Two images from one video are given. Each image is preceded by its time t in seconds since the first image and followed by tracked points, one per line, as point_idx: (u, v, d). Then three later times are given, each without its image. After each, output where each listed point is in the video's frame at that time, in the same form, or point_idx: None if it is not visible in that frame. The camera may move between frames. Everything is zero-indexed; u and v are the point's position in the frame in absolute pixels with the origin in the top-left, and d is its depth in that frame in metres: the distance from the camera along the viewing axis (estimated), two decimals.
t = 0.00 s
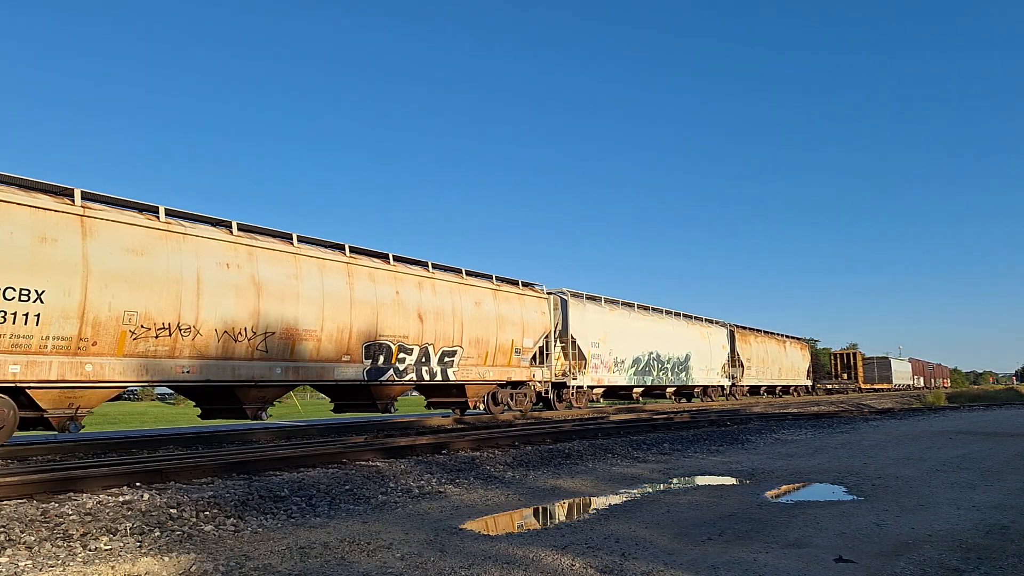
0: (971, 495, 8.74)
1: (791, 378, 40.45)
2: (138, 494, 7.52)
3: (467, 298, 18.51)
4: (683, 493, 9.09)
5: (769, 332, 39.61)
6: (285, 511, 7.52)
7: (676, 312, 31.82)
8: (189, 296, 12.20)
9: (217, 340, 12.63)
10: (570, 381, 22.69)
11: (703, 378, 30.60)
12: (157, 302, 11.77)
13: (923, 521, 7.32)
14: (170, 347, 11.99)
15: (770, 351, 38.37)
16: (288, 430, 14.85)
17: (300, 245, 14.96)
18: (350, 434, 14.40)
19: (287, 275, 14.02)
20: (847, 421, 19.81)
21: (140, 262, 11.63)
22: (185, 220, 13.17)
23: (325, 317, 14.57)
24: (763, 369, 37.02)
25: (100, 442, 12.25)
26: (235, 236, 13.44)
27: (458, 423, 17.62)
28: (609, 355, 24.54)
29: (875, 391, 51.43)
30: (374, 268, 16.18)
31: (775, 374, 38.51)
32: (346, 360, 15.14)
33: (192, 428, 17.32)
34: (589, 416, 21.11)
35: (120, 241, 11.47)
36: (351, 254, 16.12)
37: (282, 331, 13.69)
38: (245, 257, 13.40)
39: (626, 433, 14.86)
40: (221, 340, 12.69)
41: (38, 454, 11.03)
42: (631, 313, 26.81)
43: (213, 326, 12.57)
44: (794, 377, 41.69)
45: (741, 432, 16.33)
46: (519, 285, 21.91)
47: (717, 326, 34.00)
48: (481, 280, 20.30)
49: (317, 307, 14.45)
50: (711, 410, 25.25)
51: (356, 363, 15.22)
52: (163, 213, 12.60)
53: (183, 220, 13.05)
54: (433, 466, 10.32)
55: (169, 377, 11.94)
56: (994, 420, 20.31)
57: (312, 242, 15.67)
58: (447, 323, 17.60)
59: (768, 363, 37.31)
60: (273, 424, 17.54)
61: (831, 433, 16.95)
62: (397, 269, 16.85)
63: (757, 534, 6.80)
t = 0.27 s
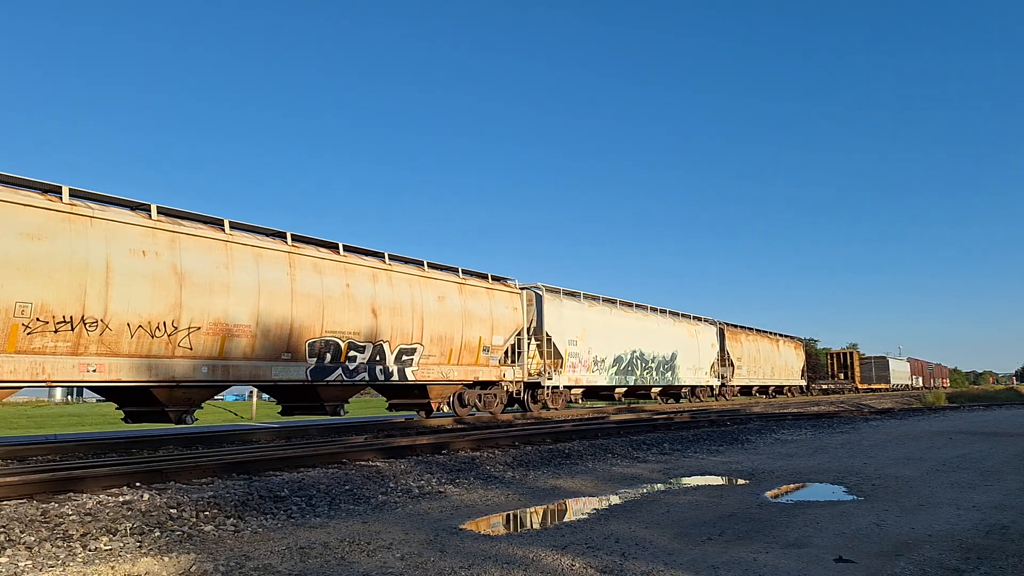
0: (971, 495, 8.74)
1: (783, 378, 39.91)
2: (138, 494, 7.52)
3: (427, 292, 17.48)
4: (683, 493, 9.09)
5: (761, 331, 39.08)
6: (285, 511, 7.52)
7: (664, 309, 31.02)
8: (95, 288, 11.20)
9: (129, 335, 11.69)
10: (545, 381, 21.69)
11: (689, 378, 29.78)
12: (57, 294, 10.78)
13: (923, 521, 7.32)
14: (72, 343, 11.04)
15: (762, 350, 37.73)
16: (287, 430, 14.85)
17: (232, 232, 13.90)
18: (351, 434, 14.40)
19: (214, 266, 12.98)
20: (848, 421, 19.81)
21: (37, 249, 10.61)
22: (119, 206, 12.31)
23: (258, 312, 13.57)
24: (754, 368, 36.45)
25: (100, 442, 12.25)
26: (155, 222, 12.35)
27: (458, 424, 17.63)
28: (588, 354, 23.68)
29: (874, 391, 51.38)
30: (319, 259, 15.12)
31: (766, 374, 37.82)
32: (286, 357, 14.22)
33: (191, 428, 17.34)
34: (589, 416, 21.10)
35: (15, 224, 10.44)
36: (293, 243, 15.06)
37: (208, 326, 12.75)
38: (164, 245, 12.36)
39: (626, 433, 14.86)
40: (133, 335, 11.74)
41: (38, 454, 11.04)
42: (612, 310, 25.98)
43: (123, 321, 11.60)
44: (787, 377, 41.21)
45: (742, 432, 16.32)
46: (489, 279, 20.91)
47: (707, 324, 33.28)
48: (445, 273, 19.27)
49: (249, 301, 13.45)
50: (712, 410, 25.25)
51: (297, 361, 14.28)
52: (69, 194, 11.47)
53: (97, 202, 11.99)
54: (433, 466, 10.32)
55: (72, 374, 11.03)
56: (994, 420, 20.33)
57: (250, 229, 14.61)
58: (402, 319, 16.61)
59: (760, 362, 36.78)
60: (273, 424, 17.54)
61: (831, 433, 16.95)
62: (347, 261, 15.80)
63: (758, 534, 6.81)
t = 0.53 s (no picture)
0: (971, 495, 8.74)
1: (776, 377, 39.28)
2: (138, 494, 7.52)
3: (381, 285, 16.30)
4: (683, 493, 9.09)
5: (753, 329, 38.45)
6: (285, 511, 7.52)
7: (651, 306, 30.14)
8: None
9: (24, 329, 10.41)
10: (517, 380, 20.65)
11: (674, 377, 28.89)
12: None
13: (923, 521, 7.32)
14: None
15: (754, 350, 37.01)
16: (287, 430, 14.84)
17: (154, 217, 12.65)
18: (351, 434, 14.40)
19: (130, 253, 11.75)
20: (847, 421, 19.81)
21: None
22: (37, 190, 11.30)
23: (181, 305, 12.33)
24: (746, 368, 35.78)
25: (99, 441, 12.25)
26: None
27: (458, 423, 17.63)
28: (563, 352, 22.74)
29: (873, 391, 51.35)
30: (257, 249, 13.94)
31: (758, 373, 37.04)
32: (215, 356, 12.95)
33: (191, 428, 17.33)
34: (589, 416, 21.11)
35: None
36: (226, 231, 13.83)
37: (118, 320, 11.46)
38: (70, 228, 11.10)
39: (626, 433, 14.86)
40: (30, 330, 10.46)
41: (38, 454, 11.04)
42: (593, 307, 25.04)
43: (17, 313, 10.33)
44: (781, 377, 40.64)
45: (742, 432, 16.33)
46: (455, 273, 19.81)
47: (696, 322, 32.45)
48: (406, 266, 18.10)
49: (170, 293, 12.20)
50: (712, 410, 25.26)
51: (227, 359, 13.02)
52: None
53: None
54: (433, 466, 10.32)
55: None
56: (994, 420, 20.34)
57: (178, 216, 13.39)
58: (353, 314, 15.42)
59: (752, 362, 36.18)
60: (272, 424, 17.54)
61: (831, 433, 16.95)
62: (289, 251, 14.59)
63: (758, 534, 6.80)
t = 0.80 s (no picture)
0: (971, 495, 8.74)
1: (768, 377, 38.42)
2: (138, 494, 7.52)
3: (329, 277, 15.03)
4: (683, 493, 9.09)
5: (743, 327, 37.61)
6: (285, 511, 7.52)
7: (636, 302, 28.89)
8: None
9: None
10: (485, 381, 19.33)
11: (659, 377, 27.64)
12: None
13: (923, 521, 7.32)
14: None
15: (744, 348, 35.99)
16: (286, 430, 14.83)
17: (59, 198, 11.31)
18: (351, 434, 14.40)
19: (27, 238, 10.46)
20: (848, 421, 19.80)
21: None
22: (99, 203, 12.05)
23: (88, 297, 11.07)
24: (737, 367, 34.87)
25: (99, 441, 12.25)
26: None
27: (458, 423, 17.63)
28: (538, 351, 21.34)
29: (873, 391, 51.29)
30: (181, 235, 12.63)
31: (748, 372, 35.98)
32: (129, 354, 11.72)
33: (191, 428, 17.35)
34: (589, 416, 21.11)
35: None
36: (145, 215, 12.48)
37: (8, 312, 10.22)
38: None
39: (626, 433, 14.85)
40: None
41: (38, 454, 11.04)
42: (572, 302, 23.71)
43: None
44: (773, 376, 39.86)
45: (742, 432, 16.32)
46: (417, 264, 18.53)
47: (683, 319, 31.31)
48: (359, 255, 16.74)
49: (75, 283, 10.93)
50: (711, 410, 25.25)
51: (143, 357, 11.82)
52: None
53: None
54: (433, 466, 10.31)
55: None
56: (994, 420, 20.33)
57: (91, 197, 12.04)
58: (295, 308, 14.15)
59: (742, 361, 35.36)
60: (272, 424, 17.55)
61: (831, 433, 16.94)
62: (220, 238, 13.27)
63: (758, 533, 6.81)
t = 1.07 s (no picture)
0: (971, 495, 8.74)
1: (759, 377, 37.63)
2: (138, 494, 7.52)
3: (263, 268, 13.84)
4: (683, 492, 9.09)
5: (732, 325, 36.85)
6: (285, 511, 7.52)
7: (618, 299, 27.87)
8: None
9: None
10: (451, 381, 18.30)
11: (641, 376, 26.61)
12: None
13: (923, 521, 7.32)
14: None
15: (733, 347, 35.06)
16: (286, 430, 14.83)
17: None
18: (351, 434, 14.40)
19: None
20: (848, 421, 19.81)
21: None
22: (91, 201, 11.87)
23: None
24: (726, 366, 34.04)
25: (99, 441, 12.25)
26: None
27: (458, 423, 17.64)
28: (508, 349, 20.30)
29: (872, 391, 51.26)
30: (89, 219, 11.34)
31: (736, 372, 35.08)
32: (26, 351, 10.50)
33: (190, 428, 17.35)
34: (589, 416, 21.11)
35: None
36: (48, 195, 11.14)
37: None
38: None
39: (627, 433, 14.85)
40: None
41: (38, 454, 11.04)
42: (547, 297, 22.66)
43: None
44: (765, 376, 39.14)
45: (742, 432, 16.32)
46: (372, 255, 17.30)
47: (668, 317, 30.36)
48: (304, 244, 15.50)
49: None
50: (712, 410, 25.27)
51: (41, 355, 10.58)
52: None
53: None
54: (433, 466, 10.32)
55: None
56: (993, 420, 20.34)
57: None
58: (223, 302, 12.99)
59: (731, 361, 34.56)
60: (272, 425, 17.56)
61: (831, 433, 16.95)
62: (136, 223, 12.00)
63: (758, 533, 6.81)
